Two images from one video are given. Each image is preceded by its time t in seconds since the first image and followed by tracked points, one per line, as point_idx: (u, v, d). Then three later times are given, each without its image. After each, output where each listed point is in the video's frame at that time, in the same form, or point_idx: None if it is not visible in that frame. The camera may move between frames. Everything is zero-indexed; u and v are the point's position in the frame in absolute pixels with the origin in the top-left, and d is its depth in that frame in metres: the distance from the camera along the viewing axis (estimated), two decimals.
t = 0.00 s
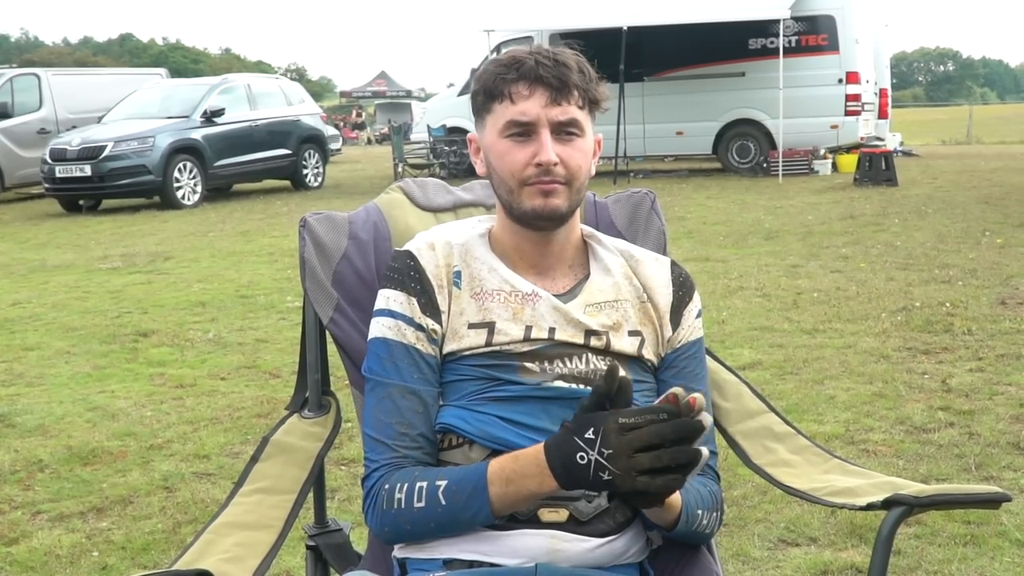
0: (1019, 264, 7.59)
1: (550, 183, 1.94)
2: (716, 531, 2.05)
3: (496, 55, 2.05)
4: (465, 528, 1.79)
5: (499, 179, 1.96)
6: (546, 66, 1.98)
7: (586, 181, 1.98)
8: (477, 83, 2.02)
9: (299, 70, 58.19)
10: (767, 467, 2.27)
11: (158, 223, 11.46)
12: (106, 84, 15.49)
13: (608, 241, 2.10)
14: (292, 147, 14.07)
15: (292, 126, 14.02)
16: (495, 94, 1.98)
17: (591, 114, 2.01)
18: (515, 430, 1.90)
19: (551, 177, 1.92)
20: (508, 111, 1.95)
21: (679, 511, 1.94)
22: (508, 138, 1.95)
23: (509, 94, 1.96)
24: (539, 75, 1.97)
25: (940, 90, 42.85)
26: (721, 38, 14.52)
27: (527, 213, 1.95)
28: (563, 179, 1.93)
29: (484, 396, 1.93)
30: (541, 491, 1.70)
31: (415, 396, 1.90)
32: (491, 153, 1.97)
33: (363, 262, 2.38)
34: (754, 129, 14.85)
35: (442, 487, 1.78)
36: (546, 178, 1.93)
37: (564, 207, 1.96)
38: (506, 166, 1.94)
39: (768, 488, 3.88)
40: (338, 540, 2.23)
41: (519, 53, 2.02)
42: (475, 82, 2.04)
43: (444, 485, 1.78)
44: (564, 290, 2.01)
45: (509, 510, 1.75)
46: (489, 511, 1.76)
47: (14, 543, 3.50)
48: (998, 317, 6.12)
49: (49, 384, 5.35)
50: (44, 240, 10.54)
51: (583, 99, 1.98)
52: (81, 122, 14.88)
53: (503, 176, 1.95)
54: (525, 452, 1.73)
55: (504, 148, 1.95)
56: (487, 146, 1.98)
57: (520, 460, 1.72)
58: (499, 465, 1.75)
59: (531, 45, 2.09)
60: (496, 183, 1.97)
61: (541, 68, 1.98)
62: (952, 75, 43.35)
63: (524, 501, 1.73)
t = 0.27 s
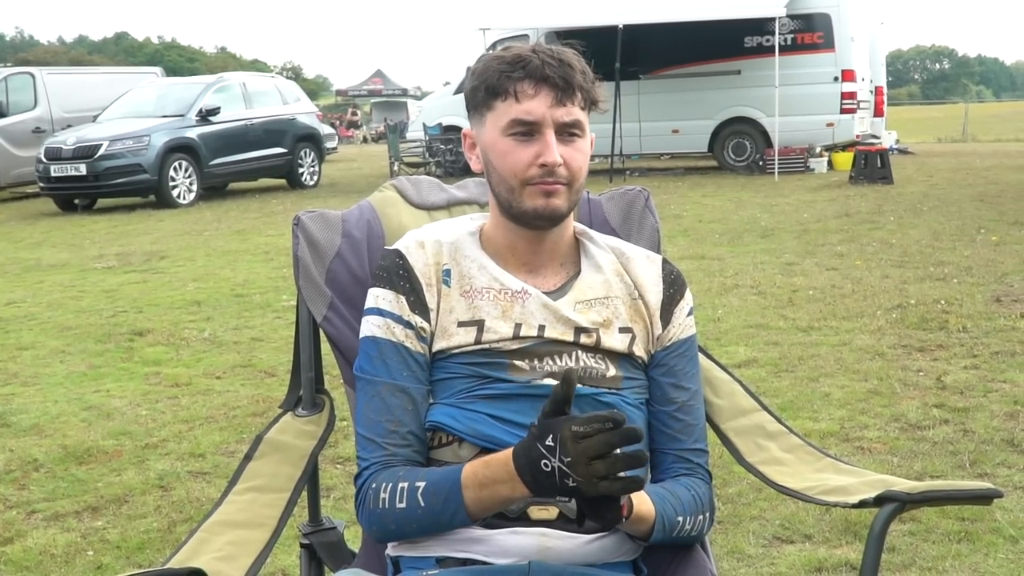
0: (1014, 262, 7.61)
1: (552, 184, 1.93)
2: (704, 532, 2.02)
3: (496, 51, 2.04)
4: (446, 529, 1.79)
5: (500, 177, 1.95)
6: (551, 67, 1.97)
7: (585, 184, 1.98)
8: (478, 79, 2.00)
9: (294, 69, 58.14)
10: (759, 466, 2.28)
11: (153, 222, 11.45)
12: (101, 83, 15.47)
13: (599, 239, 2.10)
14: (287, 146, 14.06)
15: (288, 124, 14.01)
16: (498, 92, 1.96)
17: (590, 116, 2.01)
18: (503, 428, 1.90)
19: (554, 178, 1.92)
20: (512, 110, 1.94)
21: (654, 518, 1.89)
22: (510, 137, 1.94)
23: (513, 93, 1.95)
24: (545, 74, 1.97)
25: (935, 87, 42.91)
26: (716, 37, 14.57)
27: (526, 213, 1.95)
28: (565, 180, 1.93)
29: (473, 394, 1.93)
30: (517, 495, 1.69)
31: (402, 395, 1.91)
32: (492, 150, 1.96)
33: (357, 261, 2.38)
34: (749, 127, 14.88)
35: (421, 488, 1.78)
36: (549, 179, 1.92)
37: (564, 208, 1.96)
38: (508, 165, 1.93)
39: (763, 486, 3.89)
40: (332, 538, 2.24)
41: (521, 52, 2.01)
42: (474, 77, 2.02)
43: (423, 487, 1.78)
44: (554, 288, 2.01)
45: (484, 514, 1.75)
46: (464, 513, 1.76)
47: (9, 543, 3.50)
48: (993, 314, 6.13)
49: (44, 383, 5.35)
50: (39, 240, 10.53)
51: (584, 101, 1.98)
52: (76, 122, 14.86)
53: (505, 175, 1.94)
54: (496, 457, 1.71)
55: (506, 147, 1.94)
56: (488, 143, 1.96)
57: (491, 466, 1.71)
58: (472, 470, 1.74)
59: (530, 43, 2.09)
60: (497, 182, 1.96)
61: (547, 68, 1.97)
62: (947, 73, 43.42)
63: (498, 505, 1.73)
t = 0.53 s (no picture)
0: (1006, 257, 7.62)
1: (543, 185, 1.94)
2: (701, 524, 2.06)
3: (480, 50, 2.03)
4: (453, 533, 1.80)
5: (491, 180, 1.95)
6: (538, 66, 1.96)
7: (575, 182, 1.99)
8: (464, 79, 1.99)
9: (287, 67, 58.07)
10: (750, 461, 2.28)
11: (146, 220, 11.43)
12: (94, 81, 15.44)
13: (590, 235, 2.10)
14: (280, 143, 14.04)
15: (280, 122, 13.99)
16: (485, 93, 1.95)
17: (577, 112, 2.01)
18: (496, 425, 1.90)
19: (545, 180, 1.93)
20: (500, 112, 1.94)
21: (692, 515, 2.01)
22: (500, 139, 1.94)
23: (501, 94, 1.94)
24: (532, 74, 1.96)
25: (928, 83, 42.98)
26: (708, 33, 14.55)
27: (518, 214, 1.96)
28: (556, 181, 1.94)
29: (466, 391, 1.93)
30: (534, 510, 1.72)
31: (396, 393, 1.91)
32: (481, 153, 1.96)
33: (347, 259, 2.38)
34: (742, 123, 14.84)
35: (432, 496, 1.77)
36: (539, 180, 1.93)
37: (556, 208, 1.97)
38: (498, 167, 1.93)
39: (755, 482, 3.90)
40: (323, 536, 2.24)
41: (506, 50, 2.00)
42: (460, 77, 2.01)
43: (434, 494, 1.77)
44: (544, 285, 2.02)
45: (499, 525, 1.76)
46: (477, 522, 1.76)
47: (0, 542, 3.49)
48: (984, 308, 6.15)
49: (36, 382, 5.34)
50: (31, 238, 10.51)
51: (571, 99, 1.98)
52: (68, 120, 14.83)
53: (495, 177, 1.94)
54: (520, 470, 1.73)
55: (495, 150, 1.94)
56: (476, 145, 1.96)
57: (516, 478, 1.73)
58: (492, 480, 1.75)
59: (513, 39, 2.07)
60: (487, 183, 1.97)
61: (533, 67, 1.96)
62: (940, 69, 43.50)
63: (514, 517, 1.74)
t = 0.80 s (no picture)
0: (998, 253, 7.64)
1: (542, 182, 1.94)
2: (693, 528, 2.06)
3: (481, 45, 2.02)
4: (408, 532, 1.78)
5: (490, 175, 1.95)
6: (539, 63, 1.96)
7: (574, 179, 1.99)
8: (465, 74, 1.99)
9: (280, 64, 57.99)
10: (743, 457, 2.29)
11: (139, 218, 11.41)
12: (86, 78, 15.41)
13: (587, 232, 2.11)
14: (273, 141, 14.02)
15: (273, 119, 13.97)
16: (486, 89, 1.95)
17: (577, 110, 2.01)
18: (493, 420, 1.90)
19: (544, 176, 1.93)
20: (501, 107, 1.93)
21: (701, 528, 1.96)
22: (499, 135, 1.94)
23: (502, 90, 1.94)
24: (534, 70, 1.96)
25: (921, 79, 43.06)
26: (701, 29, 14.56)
27: (517, 211, 1.96)
28: (555, 178, 1.94)
29: (463, 387, 1.93)
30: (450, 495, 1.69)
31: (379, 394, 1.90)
32: (480, 149, 1.95)
33: (339, 255, 2.38)
34: (735, 119, 14.87)
35: (382, 488, 1.78)
36: (539, 177, 1.93)
37: (555, 206, 1.97)
38: (498, 163, 1.93)
39: (749, 478, 3.91)
40: (316, 533, 2.24)
41: (507, 47, 2.00)
42: (460, 72, 2.01)
43: (384, 487, 1.78)
44: (542, 280, 2.02)
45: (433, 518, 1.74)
46: (415, 517, 1.75)
47: None
48: (977, 305, 6.16)
49: (29, 380, 5.33)
50: (23, 236, 10.48)
51: (571, 97, 1.98)
52: (60, 117, 14.80)
53: (495, 173, 1.94)
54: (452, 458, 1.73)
55: (495, 146, 1.93)
56: (476, 141, 1.96)
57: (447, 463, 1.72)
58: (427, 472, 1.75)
59: (513, 36, 2.07)
60: (486, 179, 1.96)
61: (535, 64, 1.95)
62: (932, 65, 43.57)
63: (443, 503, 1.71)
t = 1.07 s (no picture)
0: (993, 249, 7.66)
1: (537, 187, 1.95)
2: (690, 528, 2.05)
3: (483, 44, 2.02)
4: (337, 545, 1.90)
5: (485, 177, 1.96)
6: (540, 67, 1.96)
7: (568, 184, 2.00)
8: (464, 72, 1.98)
9: (275, 61, 57.91)
10: (739, 453, 2.30)
11: (134, 216, 11.39)
12: (81, 76, 15.38)
13: (577, 227, 2.11)
14: (269, 138, 14.01)
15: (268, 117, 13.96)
16: (486, 90, 1.95)
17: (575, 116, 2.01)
18: (481, 414, 1.91)
19: (539, 182, 1.93)
20: (500, 111, 1.93)
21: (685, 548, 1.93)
22: (496, 138, 1.94)
23: (502, 93, 1.94)
24: (535, 74, 1.95)
25: (915, 76, 43.10)
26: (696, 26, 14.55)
27: (510, 214, 1.96)
28: (550, 184, 1.95)
29: (450, 382, 1.94)
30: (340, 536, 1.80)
31: (346, 391, 1.98)
32: (477, 150, 1.96)
33: (335, 252, 2.38)
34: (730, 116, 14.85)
35: (316, 503, 1.89)
36: (534, 182, 1.94)
37: (547, 211, 1.98)
38: (495, 166, 1.94)
39: (744, 474, 3.91)
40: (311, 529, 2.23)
41: (509, 48, 1.99)
42: (460, 69, 2.00)
43: (317, 504, 1.89)
44: (531, 275, 2.02)
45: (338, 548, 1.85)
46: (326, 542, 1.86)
47: None
48: (972, 301, 6.17)
49: (24, 378, 5.32)
50: (18, 234, 10.46)
51: (569, 102, 1.98)
52: (55, 115, 14.77)
53: (490, 175, 1.95)
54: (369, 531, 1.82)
55: (492, 148, 1.94)
56: (472, 141, 1.96)
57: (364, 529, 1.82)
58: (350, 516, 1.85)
59: (515, 35, 2.06)
60: (480, 180, 1.97)
61: (536, 69, 1.95)
62: (927, 62, 43.62)
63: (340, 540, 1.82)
